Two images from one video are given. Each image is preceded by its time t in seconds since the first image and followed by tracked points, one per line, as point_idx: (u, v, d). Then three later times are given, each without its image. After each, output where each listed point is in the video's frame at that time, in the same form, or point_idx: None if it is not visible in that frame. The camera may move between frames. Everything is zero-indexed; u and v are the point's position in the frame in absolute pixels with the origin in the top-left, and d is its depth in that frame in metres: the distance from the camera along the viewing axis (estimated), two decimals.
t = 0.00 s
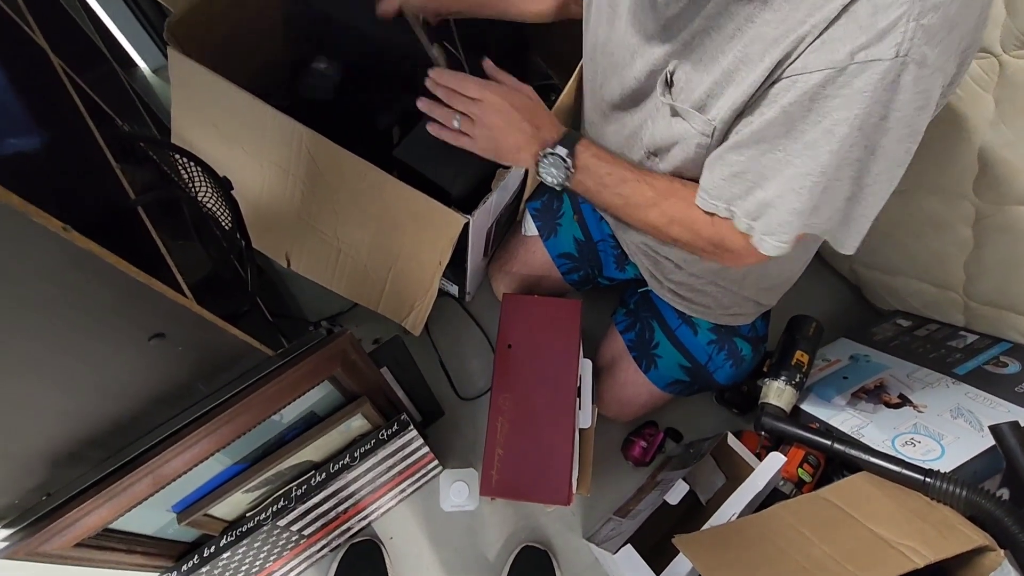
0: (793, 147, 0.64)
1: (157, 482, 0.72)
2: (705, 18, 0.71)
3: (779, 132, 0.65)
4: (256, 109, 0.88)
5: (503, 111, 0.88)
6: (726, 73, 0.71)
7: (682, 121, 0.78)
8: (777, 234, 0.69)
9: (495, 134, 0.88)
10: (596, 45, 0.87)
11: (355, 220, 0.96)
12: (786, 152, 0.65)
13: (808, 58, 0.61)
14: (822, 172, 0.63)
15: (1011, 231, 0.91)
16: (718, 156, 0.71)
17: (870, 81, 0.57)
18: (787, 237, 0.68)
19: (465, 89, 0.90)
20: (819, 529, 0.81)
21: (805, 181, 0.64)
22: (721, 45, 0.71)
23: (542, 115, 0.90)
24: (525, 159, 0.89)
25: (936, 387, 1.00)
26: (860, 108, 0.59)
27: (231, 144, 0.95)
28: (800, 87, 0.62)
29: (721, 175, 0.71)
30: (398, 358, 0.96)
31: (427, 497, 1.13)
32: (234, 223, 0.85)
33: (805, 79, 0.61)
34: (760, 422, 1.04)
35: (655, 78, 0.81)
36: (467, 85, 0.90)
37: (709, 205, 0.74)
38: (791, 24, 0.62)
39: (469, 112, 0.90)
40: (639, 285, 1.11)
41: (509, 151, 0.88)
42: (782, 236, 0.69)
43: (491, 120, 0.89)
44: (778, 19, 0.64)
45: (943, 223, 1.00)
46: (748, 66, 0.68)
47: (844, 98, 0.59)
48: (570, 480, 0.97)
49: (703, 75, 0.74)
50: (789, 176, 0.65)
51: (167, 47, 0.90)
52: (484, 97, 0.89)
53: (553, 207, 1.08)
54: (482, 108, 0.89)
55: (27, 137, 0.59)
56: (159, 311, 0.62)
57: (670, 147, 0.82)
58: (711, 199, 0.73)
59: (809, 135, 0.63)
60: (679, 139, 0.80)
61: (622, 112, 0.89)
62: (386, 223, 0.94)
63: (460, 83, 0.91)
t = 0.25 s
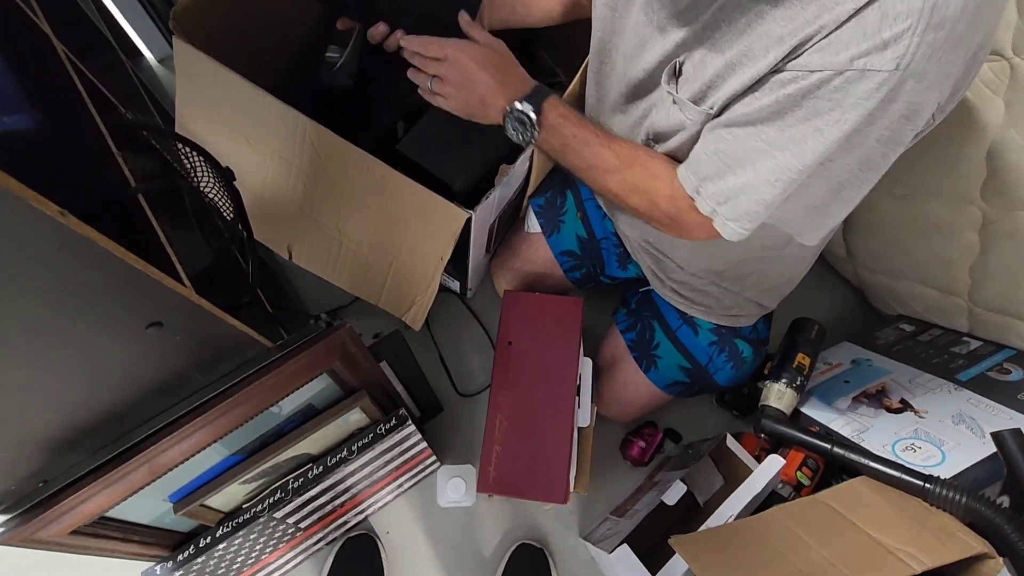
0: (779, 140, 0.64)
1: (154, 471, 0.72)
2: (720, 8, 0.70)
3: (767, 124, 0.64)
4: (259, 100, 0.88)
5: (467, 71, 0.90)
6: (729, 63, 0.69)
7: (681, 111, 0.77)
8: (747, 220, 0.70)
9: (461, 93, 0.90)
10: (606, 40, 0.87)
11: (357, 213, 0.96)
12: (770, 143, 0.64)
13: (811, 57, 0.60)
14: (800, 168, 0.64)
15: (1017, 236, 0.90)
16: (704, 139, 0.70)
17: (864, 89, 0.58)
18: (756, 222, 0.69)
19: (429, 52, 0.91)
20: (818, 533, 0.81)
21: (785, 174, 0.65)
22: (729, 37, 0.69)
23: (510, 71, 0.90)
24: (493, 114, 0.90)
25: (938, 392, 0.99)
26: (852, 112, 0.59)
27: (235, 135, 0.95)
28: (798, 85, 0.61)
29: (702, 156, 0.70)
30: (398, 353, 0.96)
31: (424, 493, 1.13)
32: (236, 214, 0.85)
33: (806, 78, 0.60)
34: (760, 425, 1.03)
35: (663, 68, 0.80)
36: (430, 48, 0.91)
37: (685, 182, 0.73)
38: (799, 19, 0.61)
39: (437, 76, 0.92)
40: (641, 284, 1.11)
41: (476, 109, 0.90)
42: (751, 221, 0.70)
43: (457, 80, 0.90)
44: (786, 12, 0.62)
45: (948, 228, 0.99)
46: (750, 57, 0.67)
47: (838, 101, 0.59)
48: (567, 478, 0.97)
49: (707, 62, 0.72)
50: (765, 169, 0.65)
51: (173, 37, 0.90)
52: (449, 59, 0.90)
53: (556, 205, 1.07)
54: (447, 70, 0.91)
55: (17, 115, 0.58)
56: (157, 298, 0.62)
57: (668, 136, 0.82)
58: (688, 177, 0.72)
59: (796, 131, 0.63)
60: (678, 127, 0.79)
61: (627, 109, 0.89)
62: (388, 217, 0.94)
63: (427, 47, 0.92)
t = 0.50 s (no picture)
0: (761, 115, 0.63)
1: (150, 462, 0.72)
2: None
3: (753, 100, 0.63)
4: (261, 91, 0.88)
5: (450, 45, 0.97)
6: (728, 48, 0.67)
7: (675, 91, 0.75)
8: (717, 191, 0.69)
9: (446, 68, 0.97)
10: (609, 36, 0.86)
11: (358, 207, 0.96)
12: (751, 116, 0.63)
13: (807, 40, 0.59)
14: (776, 148, 0.63)
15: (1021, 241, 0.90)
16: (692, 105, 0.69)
17: (850, 78, 0.56)
18: (724, 193, 0.69)
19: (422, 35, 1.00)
20: (815, 536, 0.81)
21: (759, 152, 0.64)
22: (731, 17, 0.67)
23: (486, 37, 0.94)
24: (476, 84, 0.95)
25: (939, 397, 0.99)
26: (837, 101, 0.58)
27: (237, 126, 0.95)
28: (790, 67, 0.60)
29: (684, 121, 0.69)
30: (397, 348, 0.96)
31: (421, 488, 1.13)
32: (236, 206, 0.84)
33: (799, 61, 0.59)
34: (759, 426, 1.03)
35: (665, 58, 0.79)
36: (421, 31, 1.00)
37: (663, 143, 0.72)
38: None
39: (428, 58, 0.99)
40: (642, 282, 1.11)
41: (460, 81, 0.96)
42: (720, 191, 0.69)
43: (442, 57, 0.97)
44: None
45: (952, 231, 0.99)
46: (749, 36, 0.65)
47: (825, 88, 0.58)
48: (564, 476, 0.96)
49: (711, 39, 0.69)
50: (742, 142, 0.64)
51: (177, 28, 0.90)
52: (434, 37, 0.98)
53: (558, 201, 1.06)
54: (433, 48, 0.98)
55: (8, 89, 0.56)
56: (154, 287, 0.62)
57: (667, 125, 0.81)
58: (667, 138, 0.71)
59: (778, 111, 0.61)
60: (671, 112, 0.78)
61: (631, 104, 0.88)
62: (388, 212, 0.94)
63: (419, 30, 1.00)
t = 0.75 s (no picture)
0: (752, 89, 0.61)
1: (145, 450, 0.71)
2: None
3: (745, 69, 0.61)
4: (263, 79, 0.87)
5: (408, 35, 0.87)
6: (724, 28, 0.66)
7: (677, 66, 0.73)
8: (697, 163, 0.67)
9: (402, 60, 0.88)
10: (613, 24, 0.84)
11: (359, 198, 0.95)
12: (741, 89, 0.62)
13: (808, 15, 0.58)
14: (762, 121, 0.61)
15: None
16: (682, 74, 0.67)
17: (849, 56, 0.55)
18: (704, 166, 0.67)
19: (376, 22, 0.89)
20: (815, 538, 0.80)
21: (747, 126, 0.62)
22: None
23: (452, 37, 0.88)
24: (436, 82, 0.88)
25: (941, 400, 0.98)
26: (833, 80, 0.57)
27: (238, 114, 0.94)
28: (790, 41, 0.59)
29: (671, 88, 0.67)
30: (396, 341, 0.95)
31: (418, 483, 1.12)
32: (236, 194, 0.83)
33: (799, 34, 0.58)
34: (760, 426, 1.02)
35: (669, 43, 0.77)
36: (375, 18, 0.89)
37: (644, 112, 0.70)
38: None
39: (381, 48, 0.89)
40: (644, 280, 1.10)
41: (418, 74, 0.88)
42: (700, 163, 0.67)
43: (397, 49, 0.88)
44: None
45: (958, 233, 0.98)
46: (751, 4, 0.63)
47: (821, 65, 0.57)
48: (562, 473, 0.96)
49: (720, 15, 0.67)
50: (729, 112, 0.62)
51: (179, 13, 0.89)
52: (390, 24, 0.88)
53: (561, 196, 1.06)
54: (388, 37, 0.88)
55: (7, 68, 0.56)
56: (150, 273, 0.61)
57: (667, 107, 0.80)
58: (648, 105, 0.69)
59: (770, 85, 0.60)
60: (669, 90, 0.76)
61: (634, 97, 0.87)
62: (390, 204, 0.93)
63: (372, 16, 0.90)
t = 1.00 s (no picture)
0: (749, 99, 0.60)
1: (141, 445, 0.71)
2: None
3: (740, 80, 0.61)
4: (264, 74, 0.87)
5: (376, 52, 0.84)
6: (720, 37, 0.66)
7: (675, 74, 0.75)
8: (696, 180, 0.66)
9: (366, 75, 0.84)
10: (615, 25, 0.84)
11: (360, 194, 0.94)
12: (737, 99, 0.61)
13: (803, 17, 0.57)
14: (762, 132, 0.60)
15: None
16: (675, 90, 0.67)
17: (847, 57, 0.54)
18: (704, 181, 0.66)
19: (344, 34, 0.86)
20: (814, 542, 0.79)
21: (747, 137, 0.61)
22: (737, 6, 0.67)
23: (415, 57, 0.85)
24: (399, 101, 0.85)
25: (943, 405, 0.98)
26: (832, 82, 0.56)
27: (239, 109, 0.94)
28: (785, 46, 0.58)
29: (666, 106, 0.66)
30: (396, 339, 0.94)
31: (416, 481, 1.11)
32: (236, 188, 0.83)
33: (794, 38, 0.57)
34: (759, 429, 1.02)
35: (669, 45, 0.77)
36: (343, 28, 0.85)
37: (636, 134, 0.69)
38: None
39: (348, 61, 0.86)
40: (644, 280, 1.09)
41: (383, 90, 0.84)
42: (700, 179, 0.66)
43: (363, 62, 0.84)
44: None
45: (962, 237, 0.97)
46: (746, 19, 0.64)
47: (820, 68, 0.56)
48: (560, 473, 0.95)
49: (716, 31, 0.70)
50: (727, 124, 0.61)
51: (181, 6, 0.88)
52: (357, 37, 0.84)
53: (563, 195, 1.05)
54: (354, 50, 0.84)
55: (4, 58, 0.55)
56: (146, 267, 0.61)
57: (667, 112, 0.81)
58: (641, 125, 0.68)
59: (768, 93, 0.59)
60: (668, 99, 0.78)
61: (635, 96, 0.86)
62: (391, 200, 0.92)
63: (338, 25, 0.86)
